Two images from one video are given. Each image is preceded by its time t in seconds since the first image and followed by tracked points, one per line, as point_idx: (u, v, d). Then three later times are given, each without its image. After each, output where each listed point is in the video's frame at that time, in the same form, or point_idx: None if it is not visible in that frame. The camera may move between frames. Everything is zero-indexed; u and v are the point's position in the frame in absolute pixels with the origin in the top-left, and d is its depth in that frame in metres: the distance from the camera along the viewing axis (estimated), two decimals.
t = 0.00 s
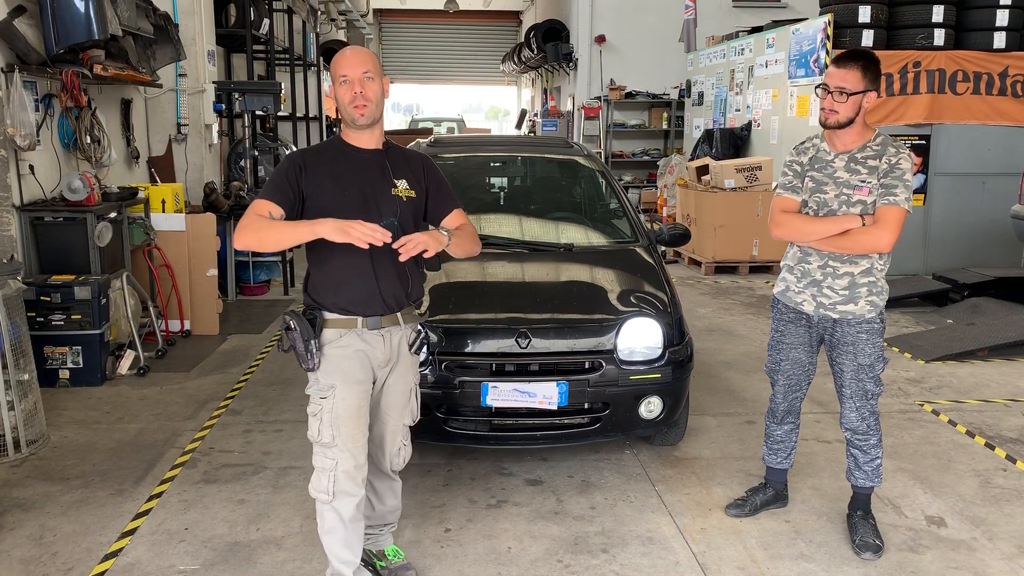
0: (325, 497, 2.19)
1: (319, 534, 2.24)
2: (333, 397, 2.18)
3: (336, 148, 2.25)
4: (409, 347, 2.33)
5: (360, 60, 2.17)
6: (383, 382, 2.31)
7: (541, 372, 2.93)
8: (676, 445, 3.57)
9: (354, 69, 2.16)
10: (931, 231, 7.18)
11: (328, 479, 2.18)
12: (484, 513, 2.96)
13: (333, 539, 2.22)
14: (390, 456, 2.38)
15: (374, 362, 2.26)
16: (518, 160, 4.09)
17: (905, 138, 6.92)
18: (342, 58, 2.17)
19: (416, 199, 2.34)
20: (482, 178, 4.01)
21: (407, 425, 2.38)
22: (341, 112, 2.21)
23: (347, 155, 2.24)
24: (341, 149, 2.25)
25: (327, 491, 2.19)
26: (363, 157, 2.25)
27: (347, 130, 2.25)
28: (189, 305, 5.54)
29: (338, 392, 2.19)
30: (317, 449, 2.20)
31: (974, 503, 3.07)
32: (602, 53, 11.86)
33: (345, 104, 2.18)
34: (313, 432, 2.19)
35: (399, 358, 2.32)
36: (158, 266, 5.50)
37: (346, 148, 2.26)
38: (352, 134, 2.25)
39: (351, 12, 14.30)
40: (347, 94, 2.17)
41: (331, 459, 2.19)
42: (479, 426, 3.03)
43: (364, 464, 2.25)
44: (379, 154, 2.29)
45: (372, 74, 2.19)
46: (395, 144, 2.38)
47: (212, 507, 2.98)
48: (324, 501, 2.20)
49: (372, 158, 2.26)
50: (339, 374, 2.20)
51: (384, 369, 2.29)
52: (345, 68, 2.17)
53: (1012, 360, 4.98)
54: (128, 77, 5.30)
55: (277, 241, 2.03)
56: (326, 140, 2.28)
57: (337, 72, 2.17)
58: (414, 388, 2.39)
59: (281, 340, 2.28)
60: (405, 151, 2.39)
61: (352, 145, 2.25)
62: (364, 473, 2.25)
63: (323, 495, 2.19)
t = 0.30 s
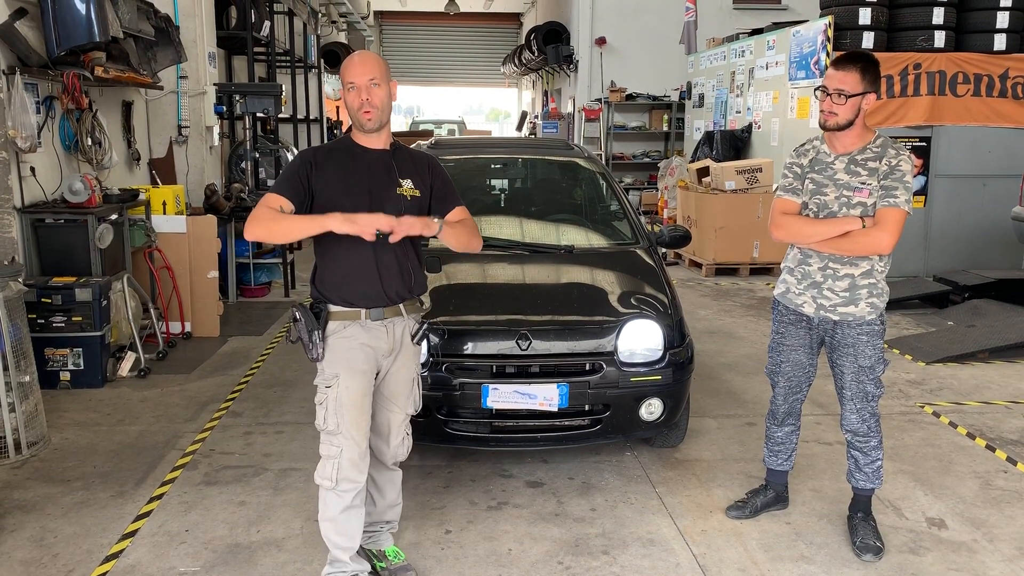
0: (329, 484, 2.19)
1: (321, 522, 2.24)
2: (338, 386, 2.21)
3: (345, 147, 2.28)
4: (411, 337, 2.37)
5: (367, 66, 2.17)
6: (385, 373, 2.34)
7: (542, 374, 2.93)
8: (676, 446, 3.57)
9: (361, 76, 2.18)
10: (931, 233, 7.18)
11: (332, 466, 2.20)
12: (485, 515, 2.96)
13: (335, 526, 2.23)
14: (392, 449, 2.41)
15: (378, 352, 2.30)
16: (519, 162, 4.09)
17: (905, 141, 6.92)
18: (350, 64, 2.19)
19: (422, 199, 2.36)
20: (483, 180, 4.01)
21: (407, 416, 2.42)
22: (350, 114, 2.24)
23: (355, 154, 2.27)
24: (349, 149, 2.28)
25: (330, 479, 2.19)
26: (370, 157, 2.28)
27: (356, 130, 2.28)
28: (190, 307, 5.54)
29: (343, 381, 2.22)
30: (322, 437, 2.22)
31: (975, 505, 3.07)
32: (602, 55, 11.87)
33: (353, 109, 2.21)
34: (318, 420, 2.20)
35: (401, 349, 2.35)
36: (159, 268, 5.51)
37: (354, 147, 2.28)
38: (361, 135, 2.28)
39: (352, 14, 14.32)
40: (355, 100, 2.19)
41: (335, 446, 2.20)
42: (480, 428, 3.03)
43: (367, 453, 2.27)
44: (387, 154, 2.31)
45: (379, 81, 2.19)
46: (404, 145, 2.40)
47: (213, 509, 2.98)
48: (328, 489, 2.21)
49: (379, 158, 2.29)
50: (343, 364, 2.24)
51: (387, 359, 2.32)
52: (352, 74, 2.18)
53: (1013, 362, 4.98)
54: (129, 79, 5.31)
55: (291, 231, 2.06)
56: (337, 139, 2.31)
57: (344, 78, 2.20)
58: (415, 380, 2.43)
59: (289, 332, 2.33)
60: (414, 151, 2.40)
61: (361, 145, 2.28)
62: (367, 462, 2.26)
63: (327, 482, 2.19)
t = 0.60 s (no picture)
0: (324, 476, 2.25)
1: (313, 512, 2.29)
2: (334, 379, 2.24)
3: (353, 146, 2.32)
4: (405, 332, 2.40)
5: (375, 79, 2.20)
6: (382, 366, 2.37)
7: (543, 374, 2.94)
8: (678, 447, 3.57)
9: (367, 89, 2.21)
10: (933, 234, 7.18)
11: (327, 459, 2.25)
12: (486, 515, 2.96)
13: (326, 517, 2.29)
14: (393, 444, 2.43)
15: (373, 346, 2.33)
16: (520, 163, 4.09)
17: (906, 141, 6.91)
18: (358, 73, 2.21)
19: (422, 204, 2.40)
20: (484, 181, 4.01)
21: (404, 410, 2.44)
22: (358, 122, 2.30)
23: (361, 155, 2.32)
24: (355, 149, 2.32)
25: (325, 471, 2.25)
26: (375, 160, 2.32)
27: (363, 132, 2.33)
28: (192, 308, 5.54)
29: (340, 375, 2.24)
30: (318, 431, 2.26)
31: (976, 506, 3.06)
32: (604, 57, 11.88)
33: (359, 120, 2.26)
34: (315, 413, 2.24)
35: (396, 342, 2.38)
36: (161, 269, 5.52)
37: (361, 148, 2.33)
38: (367, 138, 2.32)
39: (354, 15, 14.33)
40: (361, 113, 2.24)
41: (331, 440, 2.24)
42: (482, 429, 3.03)
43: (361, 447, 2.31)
44: (392, 156, 2.35)
45: (385, 94, 2.23)
46: (411, 148, 2.44)
47: (214, 509, 2.98)
48: (321, 480, 2.25)
49: (384, 160, 2.33)
50: (340, 357, 2.26)
51: (382, 353, 2.35)
52: (360, 85, 2.21)
53: (1014, 362, 4.98)
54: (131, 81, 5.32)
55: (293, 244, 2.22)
56: (345, 138, 2.35)
57: (353, 90, 2.22)
58: (411, 372, 2.46)
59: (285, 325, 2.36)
60: (420, 156, 2.44)
61: (367, 147, 2.32)
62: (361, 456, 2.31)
63: (322, 474, 2.25)
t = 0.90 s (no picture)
0: (303, 474, 2.30)
1: (291, 506, 2.35)
2: (319, 382, 2.28)
3: (348, 148, 2.33)
4: (400, 332, 2.41)
5: (379, 87, 2.19)
6: (375, 368, 2.38)
7: (545, 374, 2.94)
8: (680, 447, 3.57)
9: (371, 97, 2.20)
10: (935, 234, 7.18)
11: (306, 457, 2.29)
12: (489, 515, 2.96)
13: (302, 512, 2.34)
14: (390, 444, 2.44)
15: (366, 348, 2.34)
16: (522, 163, 4.09)
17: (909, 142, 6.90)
18: (362, 79, 2.19)
19: (416, 207, 2.42)
20: (487, 181, 4.01)
21: (400, 412, 2.45)
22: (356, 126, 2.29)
23: (357, 158, 2.33)
24: (351, 151, 2.33)
25: (305, 469, 2.30)
26: (371, 162, 2.33)
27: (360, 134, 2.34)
28: (195, 308, 5.56)
29: (324, 378, 2.28)
30: (301, 429, 2.31)
31: (979, 506, 3.06)
32: (606, 57, 11.88)
33: (360, 126, 2.26)
34: (297, 413, 2.29)
35: (390, 344, 2.39)
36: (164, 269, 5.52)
37: (356, 150, 2.34)
38: (364, 141, 2.33)
39: (357, 15, 14.34)
40: (362, 120, 2.23)
41: (311, 439, 2.29)
42: (484, 429, 3.03)
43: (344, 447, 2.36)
44: (388, 158, 2.37)
45: (388, 103, 2.22)
46: (406, 150, 2.45)
47: (217, 509, 2.99)
48: (302, 478, 2.31)
49: (380, 163, 2.34)
50: (327, 361, 2.29)
51: (375, 355, 2.36)
52: (363, 92, 2.19)
53: (1018, 363, 4.97)
54: (134, 81, 5.33)
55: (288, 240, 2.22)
56: (341, 139, 2.36)
57: (355, 96, 2.21)
58: (407, 374, 2.46)
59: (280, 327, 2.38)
60: (415, 159, 2.45)
61: (363, 149, 2.33)
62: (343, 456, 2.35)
63: (301, 472, 2.30)
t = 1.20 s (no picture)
0: (302, 475, 2.30)
1: (291, 507, 2.36)
2: (315, 383, 2.29)
3: (332, 149, 2.33)
4: (394, 332, 2.42)
5: (370, 71, 2.23)
6: (371, 368, 2.39)
7: (548, 375, 2.94)
8: (683, 448, 3.56)
9: (359, 81, 2.22)
10: (939, 235, 7.17)
11: (305, 458, 2.30)
12: (491, 515, 2.97)
13: (303, 513, 2.35)
14: (388, 444, 2.43)
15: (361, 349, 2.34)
16: (525, 163, 4.09)
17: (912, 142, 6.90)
18: (350, 66, 2.22)
19: (405, 203, 2.43)
20: (489, 181, 4.01)
21: (397, 412, 2.45)
22: (341, 114, 2.29)
23: (342, 157, 2.33)
24: (336, 151, 2.33)
25: (304, 469, 2.30)
26: (356, 161, 2.33)
27: (344, 131, 2.34)
28: (198, 308, 5.56)
29: (320, 380, 2.29)
30: (298, 430, 2.32)
31: (983, 507, 3.05)
32: (609, 57, 11.88)
33: (346, 111, 2.25)
34: (294, 415, 2.30)
35: (384, 344, 2.40)
36: (167, 268, 5.53)
37: (340, 150, 2.34)
38: (348, 137, 2.33)
39: (360, 16, 14.35)
40: (350, 103, 2.23)
41: (309, 441, 2.30)
42: (487, 428, 3.03)
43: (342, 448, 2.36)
44: (372, 156, 2.38)
45: (376, 88, 2.24)
46: (389, 147, 2.45)
47: (220, 508, 2.99)
48: (301, 478, 2.31)
49: (365, 161, 2.35)
50: (323, 362, 2.30)
51: (371, 356, 2.37)
52: (351, 78, 2.21)
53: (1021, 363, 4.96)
54: (137, 81, 5.33)
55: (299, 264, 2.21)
56: (323, 140, 2.36)
57: (342, 80, 2.22)
58: (403, 374, 2.47)
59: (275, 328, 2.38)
60: (399, 155, 2.47)
61: (347, 148, 2.33)
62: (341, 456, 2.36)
63: (300, 473, 2.31)
